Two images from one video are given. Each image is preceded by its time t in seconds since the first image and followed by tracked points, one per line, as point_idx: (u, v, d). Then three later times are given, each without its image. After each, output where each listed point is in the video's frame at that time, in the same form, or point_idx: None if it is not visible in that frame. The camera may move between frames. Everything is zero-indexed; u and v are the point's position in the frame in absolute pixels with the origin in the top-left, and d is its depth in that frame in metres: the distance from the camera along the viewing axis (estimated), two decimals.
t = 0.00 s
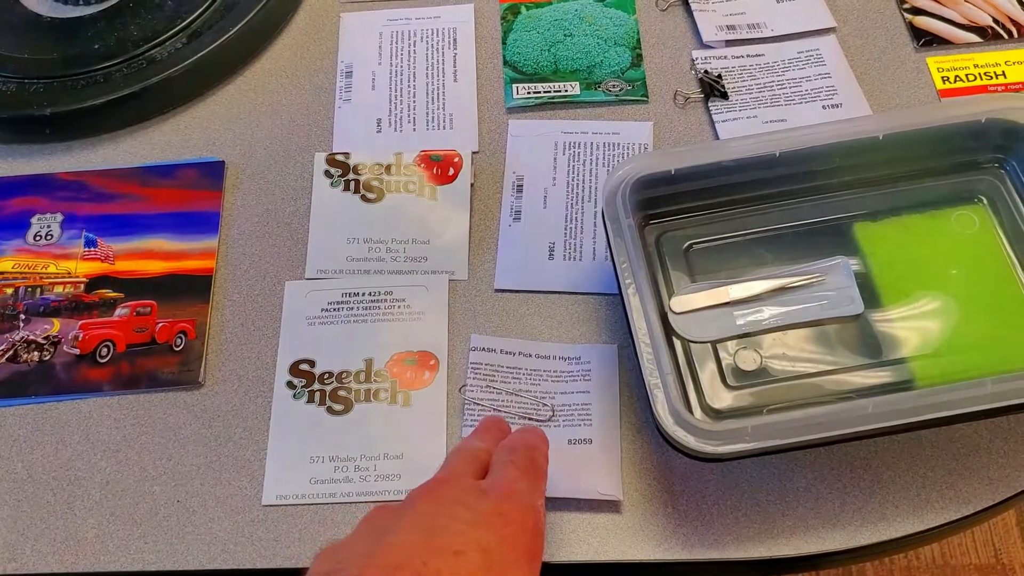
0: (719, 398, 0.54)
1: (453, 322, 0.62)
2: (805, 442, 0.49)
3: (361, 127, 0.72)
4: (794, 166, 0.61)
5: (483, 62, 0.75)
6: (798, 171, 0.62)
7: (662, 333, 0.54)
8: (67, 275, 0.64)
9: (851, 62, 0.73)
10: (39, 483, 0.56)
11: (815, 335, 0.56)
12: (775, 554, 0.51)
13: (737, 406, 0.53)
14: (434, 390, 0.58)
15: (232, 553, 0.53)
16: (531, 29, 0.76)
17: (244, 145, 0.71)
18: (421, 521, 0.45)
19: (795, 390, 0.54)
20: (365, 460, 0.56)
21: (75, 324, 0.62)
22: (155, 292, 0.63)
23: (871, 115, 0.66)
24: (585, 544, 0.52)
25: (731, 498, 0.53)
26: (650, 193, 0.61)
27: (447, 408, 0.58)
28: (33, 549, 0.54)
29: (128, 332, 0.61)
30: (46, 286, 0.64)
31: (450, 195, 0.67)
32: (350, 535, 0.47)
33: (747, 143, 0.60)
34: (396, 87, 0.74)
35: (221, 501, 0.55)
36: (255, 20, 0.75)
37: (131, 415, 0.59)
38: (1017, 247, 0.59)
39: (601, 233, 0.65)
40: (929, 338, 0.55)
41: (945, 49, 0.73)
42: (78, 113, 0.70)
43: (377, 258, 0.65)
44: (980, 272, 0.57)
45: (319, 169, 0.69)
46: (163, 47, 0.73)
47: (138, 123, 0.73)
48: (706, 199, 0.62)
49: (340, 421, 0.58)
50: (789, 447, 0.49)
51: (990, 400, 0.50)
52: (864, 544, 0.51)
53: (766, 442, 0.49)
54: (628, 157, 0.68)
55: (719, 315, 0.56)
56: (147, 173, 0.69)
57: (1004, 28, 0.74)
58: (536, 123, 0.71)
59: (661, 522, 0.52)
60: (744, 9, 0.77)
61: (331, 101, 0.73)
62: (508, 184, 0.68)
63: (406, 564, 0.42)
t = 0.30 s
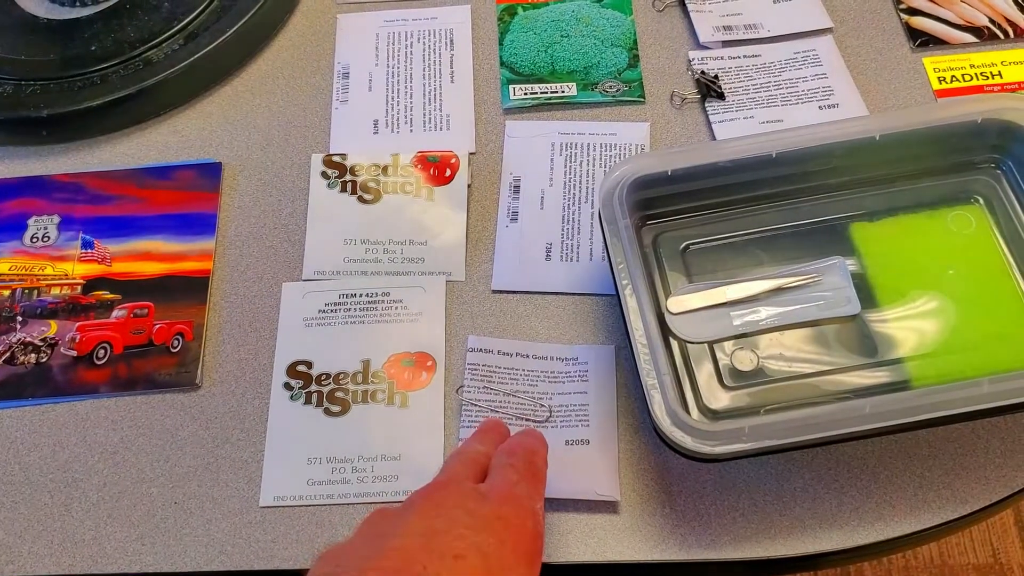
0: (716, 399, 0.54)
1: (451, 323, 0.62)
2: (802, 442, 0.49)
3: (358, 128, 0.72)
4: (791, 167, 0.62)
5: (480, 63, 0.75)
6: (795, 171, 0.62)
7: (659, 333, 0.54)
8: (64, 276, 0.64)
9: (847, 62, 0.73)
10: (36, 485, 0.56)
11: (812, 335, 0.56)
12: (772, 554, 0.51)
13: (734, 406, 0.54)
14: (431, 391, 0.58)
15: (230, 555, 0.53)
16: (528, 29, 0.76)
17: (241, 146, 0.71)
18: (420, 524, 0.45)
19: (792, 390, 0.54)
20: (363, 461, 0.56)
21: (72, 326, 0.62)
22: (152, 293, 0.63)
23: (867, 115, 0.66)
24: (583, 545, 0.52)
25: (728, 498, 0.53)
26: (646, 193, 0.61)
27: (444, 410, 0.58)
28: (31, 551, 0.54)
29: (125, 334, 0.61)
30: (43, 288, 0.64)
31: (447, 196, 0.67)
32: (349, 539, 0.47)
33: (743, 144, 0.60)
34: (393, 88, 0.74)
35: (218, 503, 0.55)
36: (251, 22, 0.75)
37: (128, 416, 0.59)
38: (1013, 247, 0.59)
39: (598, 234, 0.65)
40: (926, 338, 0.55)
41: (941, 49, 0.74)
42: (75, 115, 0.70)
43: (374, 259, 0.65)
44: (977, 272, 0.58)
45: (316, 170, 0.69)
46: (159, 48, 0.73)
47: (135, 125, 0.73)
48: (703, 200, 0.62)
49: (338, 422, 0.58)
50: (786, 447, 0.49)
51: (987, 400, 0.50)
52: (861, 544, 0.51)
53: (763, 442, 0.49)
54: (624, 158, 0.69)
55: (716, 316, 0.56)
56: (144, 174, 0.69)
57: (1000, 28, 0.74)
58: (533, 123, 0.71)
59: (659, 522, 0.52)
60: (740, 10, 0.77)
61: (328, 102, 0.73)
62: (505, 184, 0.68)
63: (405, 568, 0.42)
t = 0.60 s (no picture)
0: (719, 393, 0.54)
1: (453, 319, 0.62)
2: (804, 436, 0.49)
3: (359, 125, 0.72)
4: (792, 161, 0.62)
5: (481, 59, 0.75)
6: (796, 166, 0.62)
7: (662, 328, 0.54)
8: (65, 274, 0.64)
9: (848, 57, 0.73)
10: (39, 482, 0.56)
11: (814, 330, 0.56)
12: (775, 548, 0.51)
13: (737, 400, 0.53)
14: (434, 386, 0.58)
15: (233, 551, 0.53)
16: (529, 25, 0.76)
17: (242, 143, 0.71)
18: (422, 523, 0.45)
19: (795, 385, 0.54)
20: (366, 457, 0.56)
21: (74, 323, 0.62)
22: (154, 290, 0.63)
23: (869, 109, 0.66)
24: (587, 540, 0.52)
25: (731, 493, 0.53)
26: (648, 188, 0.61)
27: (447, 405, 0.58)
28: (34, 548, 0.54)
29: (127, 330, 0.61)
30: (45, 285, 0.64)
31: (449, 191, 0.67)
32: (352, 538, 0.47)
33: (745, 139, 0.60)
34: (394, 84, 0.74)
35: (221, 499, 0.55)
36: (252, 19, 0.75)
37: (131, 413, 0.59)
38: (1015, 240, 0.59)
39: (600, 229, 0.65)
40: (928, 332, 0.55)
41: (942, 44, 0.74)
42: (76, 112, 0.70)
43: (375, 255, 0.65)
44: (979, 266, 0.58)
45: (317, 167, 0.69)
46: (160, 45, 0.73)
47: (135, 122, 0.72)
48: (705, 194, 0.62)
49: (340, 418, 0.58)
50: (789, 440, 0.49)
51: (990, 393, 0.50)
52: (864, 537, 0.51)
53: (767, 437, 0.49)
54: (626, 153, 0.69)
55: (718, 311, 0.56)
56: (145, 171, 0.69)
57: (1000, 23, 0.74)
58: (535, 119, 0.71)
59: (662, 517, 0.52)
60: (741, 5, 0.77)
61: (329, 99, 0.73)
62: (507, 180, 0.68)
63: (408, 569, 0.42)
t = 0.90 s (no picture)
0: (721, 393, 0.54)
1: (456, 319, 0.62)
2: (806, 436, 0.49)
3: (362, 126, 0.72)
4: (794, 163, 0.62)
5: (483, 60, 0.75)
6: (798, 168, 0.62)
7: (664, 328, 0.54)
8: (69, 274, 0.64)
9: (849, 59, 0.73)
10: (43, 482, 0.57)
11: (816, 330, 0.56)
12: (777, 548, 0.51)
13: (739, 401, 0.54)
14: (437, 386, 0.59)
15: (237, 550, 0.53)
16: (531, 27, 0.76)
17: (245, 144, 0.71)
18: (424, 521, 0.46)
19: (796, 385, 0.54)
20: (369, 456, 0.56)
21: (78, 323, 0.62)
22: (158, 290, 0.63)
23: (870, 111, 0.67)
24: (590, 539, 0.52)
25: (733, 492, 0.53)
26: (651, 189, 0.61)
27: (450, 405, 0.58)
28: (39, 547, 0.54)
29: (131, 330, 0.62)
30: (49, 285, 0.64)
31: (452, 192, 0.67)
32: (355, 537, 0.47)
33: (747, 140, 0.60)
34: (397, 85, 0.74)
35: (225, 498, 0.55)
36: (255, 20, 0.75)
37: (135, 413, 0.59)
38: (1015, 242, 0.59)
39: (603, 230, 0.65)
40: (929, 332, 0.55)
41: (943, 46, 0.74)
42: (79, 113, 0.70)
43: (378, 256, 0.65)
44: (980, 267, 0.58)
45: (320, 167, 0.69)
46: (163, 46, 0.73)
47: (139, 123, 0.73)
48: (707, 195, 0.63)
49: (344, 418, 0.58)
50: (791, 440, 0.49)
51: (991, 393, 0.50)
52: (866, 537, 0.52)
53: (769, 436, 0.49)
54: (628, 154, 0.69)
55: (720, 311, 0.56)
56: (148, 172, 0.70)
57: (1001, 25, 0.74)
58: (537, 120, 0.71)
59: (664, 516, 0.53)
60: (743, 7, 0.77)
61: (332, 100, 0.74)
62: (510, 181, 0.68)
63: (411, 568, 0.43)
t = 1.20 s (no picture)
0: (717, 394, 0.54)
1: (453, 319, 0.62)
2: (802, 436, 0.49)
3: (360, 126, 0.72)
4: (791, 163, 0.62)
5: (480, 60, 0.75)
6: (795, 168, 0.62)
7: (661, 329, 0.54)
8: (66, 274, 0.64)
9: (846, 60, 0.73)
10: (40, 482, 0.57)
11: (813, 331, 0.56)
12: (774, 548, 0.51)
13: (735, 401, 0.54)
14: (434, 386, 0.59)
15: (234, 550, 0.53)
16: (528, 27, 0.76)
17: (243, 144, 0.72)
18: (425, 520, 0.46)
19: (794, 385, 0.54)
20: (366, 456, 0.56)
21: (75, 323, 0.62)
22: (155, 291, 0.63)
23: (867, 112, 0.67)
24: (586, 539, 0.52)
25: (730, 493, 0.53)
26: (648, 190, 0.61)
27: (447, 405, 0.58)
28: (35, 547, 0.54)
29: (128, 331, 0.62)
30: (46, 286, 0.64)
31: (449, 192, 0.67)
32: (354, 536, 0.47)
33: (743, 141, 0.60)
34: (394, 86, 0.74)
35: (222, 498, 0.55)
36: (252, 20, 0.75)
37: (132, 413, 0.59)
38: (1011, 242, 0.59)
39: (600, 230, 0.65)
40: (925, 333, 0.55)
41: (940, 46, 0.74)
42: (76, 113, 0.70)
43: (376, 256, 0.65)
44: (977, 268, 0.58)
45: (318, 168, 0.69)
46: (160, 47, 0.73)
47: (136, 123, 0.73)
48: (704, 196, 0.63)
49: (341, 418, 0.58)
50: (787, 440, 0.50)
51: (987, 393, 0.50)
52: (863, 537, 0.52)
53: (766, 437, 0.49)
54: (625, 155, 0.69)
55: (717, 312, 0.56)
56: (146, 172, 0.70)
57: (997, 26, 0.75)
58: (534, 121, 0.71)
59: (660, 516, 0.53)
60: (740, 8, 0.77)
61: (329, 100, 0.74)
62: (507, 181, 0.68)
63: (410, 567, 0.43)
